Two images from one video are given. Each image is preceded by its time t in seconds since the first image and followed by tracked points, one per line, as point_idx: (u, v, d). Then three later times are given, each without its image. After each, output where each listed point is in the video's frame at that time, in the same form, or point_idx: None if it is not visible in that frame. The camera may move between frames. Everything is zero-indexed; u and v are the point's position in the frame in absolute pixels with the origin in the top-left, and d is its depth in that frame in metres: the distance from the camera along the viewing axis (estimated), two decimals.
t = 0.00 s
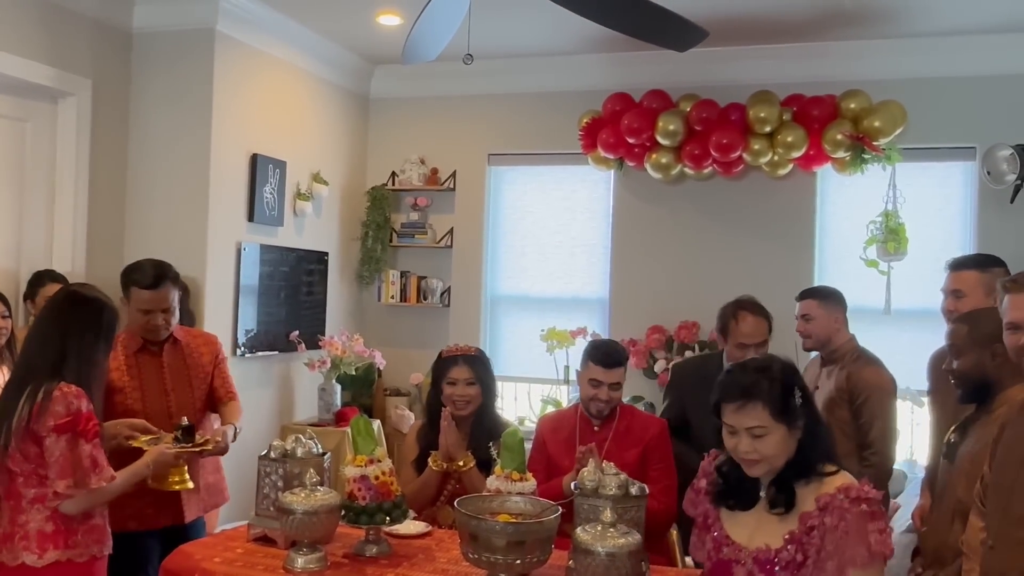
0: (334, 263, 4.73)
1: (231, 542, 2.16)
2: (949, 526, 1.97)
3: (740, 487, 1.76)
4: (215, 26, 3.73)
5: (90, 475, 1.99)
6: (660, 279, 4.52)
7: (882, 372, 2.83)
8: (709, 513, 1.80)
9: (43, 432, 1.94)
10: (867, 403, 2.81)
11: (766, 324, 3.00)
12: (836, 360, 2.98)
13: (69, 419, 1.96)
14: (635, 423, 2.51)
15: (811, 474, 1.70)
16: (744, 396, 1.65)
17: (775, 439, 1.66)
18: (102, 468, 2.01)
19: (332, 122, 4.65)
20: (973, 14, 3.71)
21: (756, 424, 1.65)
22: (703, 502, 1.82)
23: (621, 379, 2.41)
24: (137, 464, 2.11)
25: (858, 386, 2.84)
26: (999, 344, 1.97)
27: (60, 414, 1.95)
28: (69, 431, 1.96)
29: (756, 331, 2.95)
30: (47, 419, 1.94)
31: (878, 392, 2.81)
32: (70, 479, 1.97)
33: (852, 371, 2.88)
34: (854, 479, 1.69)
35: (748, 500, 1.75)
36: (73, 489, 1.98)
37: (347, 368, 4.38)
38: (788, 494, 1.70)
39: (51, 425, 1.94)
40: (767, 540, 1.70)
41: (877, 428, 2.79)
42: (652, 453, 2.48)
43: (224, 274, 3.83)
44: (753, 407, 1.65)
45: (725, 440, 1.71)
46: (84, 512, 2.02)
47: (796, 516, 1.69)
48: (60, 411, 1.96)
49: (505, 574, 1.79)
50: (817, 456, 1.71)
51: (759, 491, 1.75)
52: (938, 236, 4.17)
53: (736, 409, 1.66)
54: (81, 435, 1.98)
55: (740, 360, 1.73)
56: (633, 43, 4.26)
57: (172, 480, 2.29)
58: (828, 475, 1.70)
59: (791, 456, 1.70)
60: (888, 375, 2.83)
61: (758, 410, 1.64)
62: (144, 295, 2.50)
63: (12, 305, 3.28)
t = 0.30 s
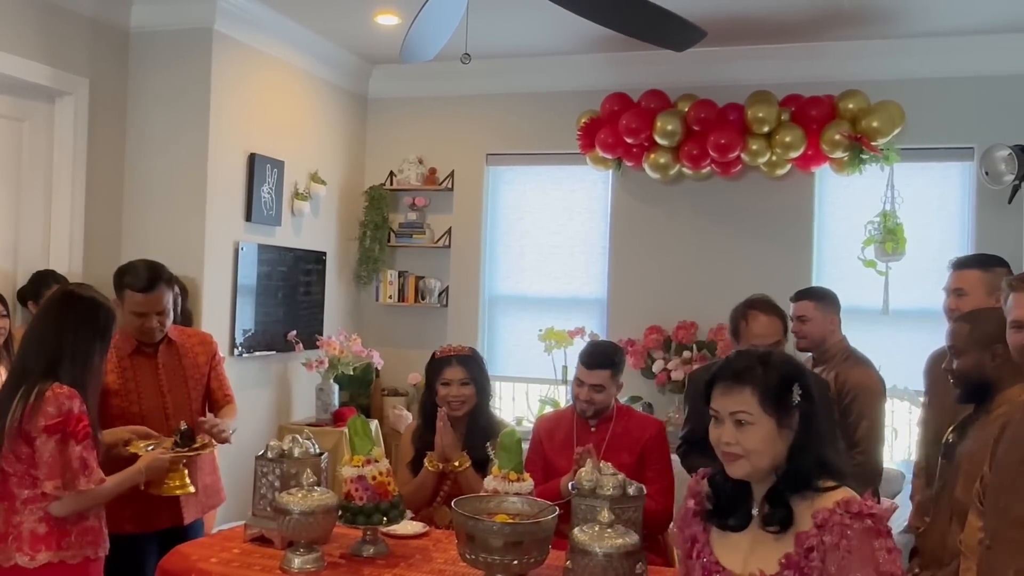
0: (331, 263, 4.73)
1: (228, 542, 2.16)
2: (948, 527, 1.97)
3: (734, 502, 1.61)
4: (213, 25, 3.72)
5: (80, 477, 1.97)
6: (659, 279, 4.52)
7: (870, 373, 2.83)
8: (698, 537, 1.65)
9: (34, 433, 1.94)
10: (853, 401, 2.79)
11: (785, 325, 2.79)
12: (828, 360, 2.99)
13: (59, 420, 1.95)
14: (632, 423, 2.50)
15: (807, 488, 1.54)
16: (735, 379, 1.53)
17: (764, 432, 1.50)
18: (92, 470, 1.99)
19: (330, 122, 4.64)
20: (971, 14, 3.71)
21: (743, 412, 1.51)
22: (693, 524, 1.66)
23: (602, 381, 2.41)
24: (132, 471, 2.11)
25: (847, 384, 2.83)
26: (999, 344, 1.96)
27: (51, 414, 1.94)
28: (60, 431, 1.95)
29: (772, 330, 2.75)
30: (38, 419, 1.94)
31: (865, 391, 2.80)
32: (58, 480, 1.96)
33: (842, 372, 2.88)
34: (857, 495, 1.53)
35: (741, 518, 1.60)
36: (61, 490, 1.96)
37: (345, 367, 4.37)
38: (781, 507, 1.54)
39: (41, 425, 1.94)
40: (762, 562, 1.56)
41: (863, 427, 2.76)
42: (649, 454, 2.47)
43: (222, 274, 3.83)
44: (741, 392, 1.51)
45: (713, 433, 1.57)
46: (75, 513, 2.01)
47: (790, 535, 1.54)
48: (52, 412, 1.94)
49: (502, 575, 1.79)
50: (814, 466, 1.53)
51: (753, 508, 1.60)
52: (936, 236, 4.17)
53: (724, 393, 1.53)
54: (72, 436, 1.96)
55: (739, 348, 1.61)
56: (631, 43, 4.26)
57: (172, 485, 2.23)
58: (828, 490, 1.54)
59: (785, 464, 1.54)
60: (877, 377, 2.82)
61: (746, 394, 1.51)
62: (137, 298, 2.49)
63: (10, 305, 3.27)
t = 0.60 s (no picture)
0: (331, 262, 4.73)
1: (228, 542, 2.15)
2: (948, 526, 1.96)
3: (699, 518, 1.59)
4: (213, 24, 3.72)
5: (76, 477, 1.97)
6: (658, 279, 4.52)
7: (869, 371, 2.84)
8: (664, 556, 1.63)
9: (30, 432, 1.93)
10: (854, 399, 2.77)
11: (806, 319, 2.44)
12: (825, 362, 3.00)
13: (56, 419, 1.95)
14: (631, 423, 2.50)
15: (776, 504, 1.51)
16: (702, 381, 1.53)
17: (731, 437, 1.49)
18: (88, 470, 1.99)
19: (330, 121, 4.64)
20: (972, 14, 3.71)
21: (709, 416, 1.50)
22: (659, 543, 1.65)
23: (592, 379, 2.41)
24: (130, 478, 2.10)
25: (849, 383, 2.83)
26: (1001, 344, 1.96)
27: (48, 414, 1.94)
28: (56, 431, 1.94)
29: (795, 326, 2.40)
30: (35, 418, 1.93)
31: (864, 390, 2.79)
32: (53, 480, 1.96)
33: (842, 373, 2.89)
34: (829, 515, 1.49)
35: (708, 534, 1.57)
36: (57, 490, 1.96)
37: (345, 367, 4.38)
38: (745, 527, 1.50)
39: (38, 425, 1.93)
40: None
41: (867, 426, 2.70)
42: (650, 454, 2.47)
43: (223, 274, 3.84)
44: (707, 394, 1.51)
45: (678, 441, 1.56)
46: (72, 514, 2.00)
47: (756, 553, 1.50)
48: (49, 412, 1.94)
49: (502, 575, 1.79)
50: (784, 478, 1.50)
51: (719, 528, 1.57)
52: (937, 235, 4.17)
53: (691, 397, 1.53)
54: (68, 436, 1.96)
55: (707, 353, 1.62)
56: (631, 42, 4.26)
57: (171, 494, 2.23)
58: (799, 508, 1.50)
59: (756, 477, 1.52)
60: (877, 378, 2.81)
61: (713, 396, 1.50)
62: (145, 300, 2.49)
63: (10, 305, 3.27)
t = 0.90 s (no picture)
0: (331, 263, 4.73)
1: (227, 542, 2.15)
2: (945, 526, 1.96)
3: (612, 527, 1.46)
4: (212, 25, 3.71)
5: (68, 478, 1.97)
6: (658, 279, 4.52)
7: (875, 370, 2.86)
8: (572, 563, 1.51)
9: (23, 432, 1.93)
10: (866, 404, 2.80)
11: (834, 322, 2.03)
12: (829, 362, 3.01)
13: (49, 420, 1.94)
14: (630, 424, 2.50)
15: (691, 510, 1.39)
16: (614, 395, 1.39)
17: (650, 454, 1.36)
18: (81, 471, 1.98)
19: (329, 121, 4.64)
20: (972, 15, 3.71)
21: (625, 434, 1.36)
22: (569, 550, 1.52)
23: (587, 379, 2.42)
24: (129, 484, 2.10)
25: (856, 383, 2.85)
26: (1000, 344, 1.96)
27: (41, 415, 1.94)
28: (49, 432, 1.94)
29: (821, 332, 2.00)
30: (28, 419, 1.93)
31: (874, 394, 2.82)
32: (46, 481, 1.95)
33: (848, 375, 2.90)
34: (747, 524, 1.38)
35: (618, 544, 1.44)
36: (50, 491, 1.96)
37: (345, 367, 4.38)
38: (659, 533, 1.39)
39: (31, 426, 1.93)
40: None
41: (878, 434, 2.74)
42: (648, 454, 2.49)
43: (223, 274, 3.84)
44: (623, 408, 1.37)
45: (592, 459, 1.42)
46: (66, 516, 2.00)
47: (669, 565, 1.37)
48: (42, 413, 1.94)
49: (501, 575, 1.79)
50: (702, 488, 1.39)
51: (633, 536, 1.44)
52: (936, 236, 4.17)
53: (602, 413, 1.38)
54: (60, 437, 1.95)
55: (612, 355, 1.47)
56: (631, 42, 4.26)
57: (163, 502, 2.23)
58: (718, 515, 1.39)
59: (675, 487, 1.39)
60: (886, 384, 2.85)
61: (628, 412, 1.36)
62: (156, 303, 2.49)
63: (9, 306, 3.27)
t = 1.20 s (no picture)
0: (331, 263, 4.73)
1: (227, 543, 2.16)
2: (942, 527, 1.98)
3: (517, 545, 1.34)
4: (212, 26, 3.72)
5: (60, 479, 1.97)
6: (658, 280, 4.52)
7: (886, 373, 2.85)
8: None
9: (15, 434, 1.93)
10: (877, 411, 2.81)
11: (842, 333, 1.95)
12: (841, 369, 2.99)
13: (41, 421, 1.94)
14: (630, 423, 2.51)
15: (616, 524, 1.30)
16: (547, 403, 1.29)
17: (593, 472, 1.27)
18: (72, 472, 1.99)
19: (329, 122, 4.64)
20: (971, 15, 3.71)
21: (571, 449, 1.26)
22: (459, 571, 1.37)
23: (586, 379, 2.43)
24: (126, 488, 2.11)
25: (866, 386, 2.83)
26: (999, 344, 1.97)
27: (32, 416, 1.94)
28: (40, 433, 1.94)
29: (825, 345, 1.92)
30: (19, 421, 1.94)
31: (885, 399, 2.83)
32: (38, 483, 1.96)
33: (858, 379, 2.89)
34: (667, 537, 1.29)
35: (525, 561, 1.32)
36: (41, 492, 1.96)
37: (345, 368, 4.38)
38: (578, 547, 1.28)
39: (22, 427, 1.94)
40: None
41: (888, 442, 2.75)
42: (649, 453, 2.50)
43: (223, 274, 3.84)
44: (572, 421, 1.28)
45: (522, 479, 1.28)
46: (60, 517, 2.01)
47: None
48: (33, 414, 1.94)
49: None
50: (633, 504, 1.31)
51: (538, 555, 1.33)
52: (935, 236, 4.17)
53: (544, 428, 1.27)
54: (52, 438, 1.95)
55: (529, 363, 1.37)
56: (630, 43, 4.26)
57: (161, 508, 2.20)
58: (638, 526, 1.30)
59: (603, 500, 1.30)
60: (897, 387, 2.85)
61: (574, 425, 1.27)
62: (166, 307, 2.48)
63: (10, 308, 3.27)
